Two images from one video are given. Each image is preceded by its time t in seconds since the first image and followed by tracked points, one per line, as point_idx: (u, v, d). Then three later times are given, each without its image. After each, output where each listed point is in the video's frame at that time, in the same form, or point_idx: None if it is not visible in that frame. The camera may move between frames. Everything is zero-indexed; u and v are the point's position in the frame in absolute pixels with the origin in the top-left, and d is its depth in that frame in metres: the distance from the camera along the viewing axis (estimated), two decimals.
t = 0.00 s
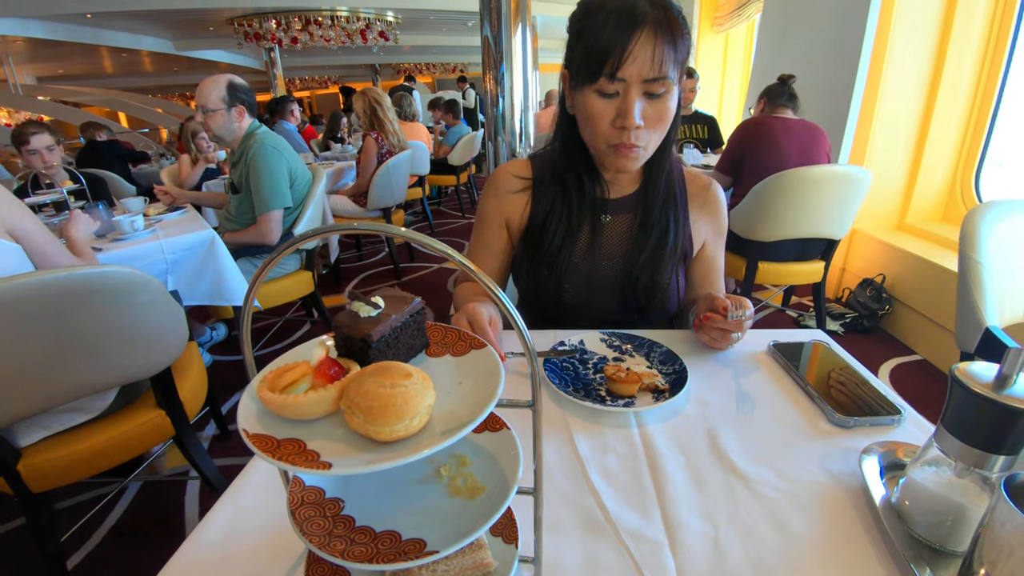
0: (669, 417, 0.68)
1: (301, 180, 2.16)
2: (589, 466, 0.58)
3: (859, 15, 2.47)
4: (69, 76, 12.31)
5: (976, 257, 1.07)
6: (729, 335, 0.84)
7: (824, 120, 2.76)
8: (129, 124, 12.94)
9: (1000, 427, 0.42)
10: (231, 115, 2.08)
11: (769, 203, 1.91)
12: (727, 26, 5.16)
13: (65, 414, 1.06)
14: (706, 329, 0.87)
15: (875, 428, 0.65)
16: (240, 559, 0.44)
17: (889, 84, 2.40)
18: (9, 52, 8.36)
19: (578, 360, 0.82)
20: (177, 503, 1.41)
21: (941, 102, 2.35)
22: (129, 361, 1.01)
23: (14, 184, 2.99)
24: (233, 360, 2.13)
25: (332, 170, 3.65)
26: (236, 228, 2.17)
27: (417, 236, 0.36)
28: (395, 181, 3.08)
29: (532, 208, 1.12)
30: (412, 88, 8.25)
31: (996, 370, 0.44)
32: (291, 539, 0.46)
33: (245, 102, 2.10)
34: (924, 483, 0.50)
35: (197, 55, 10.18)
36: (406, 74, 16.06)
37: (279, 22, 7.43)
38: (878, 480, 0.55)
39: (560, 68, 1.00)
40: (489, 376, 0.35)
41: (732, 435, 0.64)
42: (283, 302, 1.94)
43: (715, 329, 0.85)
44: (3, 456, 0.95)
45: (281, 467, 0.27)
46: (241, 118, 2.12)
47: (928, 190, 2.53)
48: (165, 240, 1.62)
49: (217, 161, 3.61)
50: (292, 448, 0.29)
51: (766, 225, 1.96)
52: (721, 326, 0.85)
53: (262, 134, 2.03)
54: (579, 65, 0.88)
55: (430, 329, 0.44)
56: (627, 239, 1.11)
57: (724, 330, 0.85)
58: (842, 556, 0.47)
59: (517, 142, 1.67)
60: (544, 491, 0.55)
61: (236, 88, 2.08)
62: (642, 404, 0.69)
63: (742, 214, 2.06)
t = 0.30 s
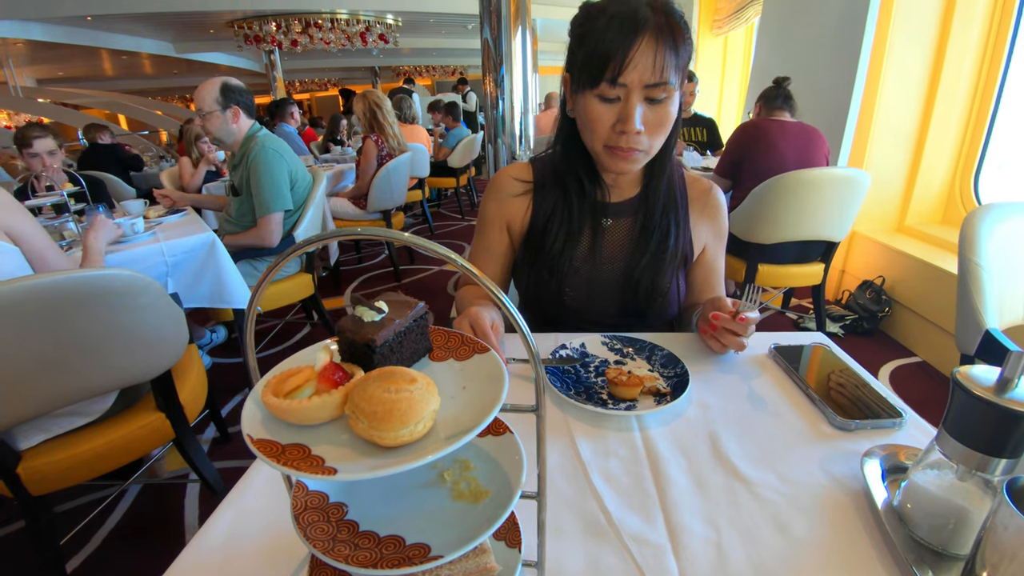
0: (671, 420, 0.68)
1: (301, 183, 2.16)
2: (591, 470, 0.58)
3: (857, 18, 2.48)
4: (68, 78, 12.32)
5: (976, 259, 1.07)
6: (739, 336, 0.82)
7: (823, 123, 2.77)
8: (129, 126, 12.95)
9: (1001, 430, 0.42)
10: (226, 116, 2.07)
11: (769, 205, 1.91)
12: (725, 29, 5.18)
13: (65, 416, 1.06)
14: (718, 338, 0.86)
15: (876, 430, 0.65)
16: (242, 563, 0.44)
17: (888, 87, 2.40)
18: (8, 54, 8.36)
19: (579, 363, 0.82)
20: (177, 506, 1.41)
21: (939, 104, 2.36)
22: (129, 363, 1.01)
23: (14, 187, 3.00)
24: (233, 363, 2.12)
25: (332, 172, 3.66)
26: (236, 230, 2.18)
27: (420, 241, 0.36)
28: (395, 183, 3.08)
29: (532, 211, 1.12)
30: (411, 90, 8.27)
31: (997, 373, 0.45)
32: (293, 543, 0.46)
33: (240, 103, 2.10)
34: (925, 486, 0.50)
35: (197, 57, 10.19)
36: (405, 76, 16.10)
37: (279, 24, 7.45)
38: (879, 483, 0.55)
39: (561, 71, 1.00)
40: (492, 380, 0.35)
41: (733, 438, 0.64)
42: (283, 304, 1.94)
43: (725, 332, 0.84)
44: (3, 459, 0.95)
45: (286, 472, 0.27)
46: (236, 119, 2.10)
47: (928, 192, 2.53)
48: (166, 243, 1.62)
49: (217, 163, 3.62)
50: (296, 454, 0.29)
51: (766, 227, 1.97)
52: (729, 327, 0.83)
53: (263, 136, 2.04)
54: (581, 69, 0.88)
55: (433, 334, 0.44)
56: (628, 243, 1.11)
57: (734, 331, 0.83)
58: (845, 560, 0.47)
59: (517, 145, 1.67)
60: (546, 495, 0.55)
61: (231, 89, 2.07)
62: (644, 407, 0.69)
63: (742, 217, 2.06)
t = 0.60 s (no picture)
0: (669, 420, 0.68)
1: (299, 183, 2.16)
2: (588, 469, 0.58)
3: (855, 18, 2.49)
4: (66, 79, 12.30)
5: (974, 258, 1.07)
6: (740, 334, 0.83)
7: (821, 123, 2.77)
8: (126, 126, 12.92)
9: (999, 429, 0.42)
10: (218, 114, 2.06)
11: (767, 205, 1.91)
12: (724, 29, 5.18)
13: (62, 417, 1.05)
14: (717, 335, 0.85)
15: (874, 430, 0.65)
16: (236, 564, 0.44)
17: (886, 87, 2.41)
18: (5, 54, 8.34)
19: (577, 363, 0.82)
20: (174, 507, 1.41)
21: (937, 104, 2.36)
22: (126, 364, 1.00)
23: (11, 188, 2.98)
24: (230, 363, 2.12)
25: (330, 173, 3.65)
26: (234, 231, 2.17)
27: (415, 239, 0.36)
28: (393, 183, 3.08)
29: (531, 211, 1.12)
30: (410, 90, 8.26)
31: (995, 372, 0.44)
32: (288, 543, 0.46)
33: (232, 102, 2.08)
34: (924, 485, 0.50)
35: (195, 58, 10.18)
36: (404, 76, 16.08)
37: (278, 24, 7.44)
38: (878, 482, 0.55)
39: (563, 70, 0.99)
40: (487, 379, 0.35)
41: (732, 437, 0.64)
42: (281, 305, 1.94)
43: (727, 330, 0.84)
44: None
45: (279, 471, 0.26)
46: (228, 117, 2.08)
47: (926, 192, 2.53)
48: (163, 243, 1.61)
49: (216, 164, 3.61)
50: (288, 453, 0.29)
51: (764, 227, 1.97)
52: (730, 325, 0.83)
53: (261, 137, 2.03)
54: (584, 68, 0.88)
55: (428, 333, 0.44)
56: (627, 243, 1.11)
57: (735, 330, 0.83)
58: (843, 559, 0.47)
59: (515, 145, 1.67)
60: (543, 495, 0.54)
61: (223, 88, 2.05)
62: (641, 406, 0.69)
63: (740, 217, 2.06)
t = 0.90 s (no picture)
0: (670, 421, 0.68)
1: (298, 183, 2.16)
2: (589, 470, 0.58)
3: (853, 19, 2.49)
4: (64, 78, 12.28)
5: (973, 259, 1.07)
6: (741, 335, 0.83)
7: (820, 123, 2.78)
8: (125, 125, 12.90)
9: (1000, 430, 0.42)
10: (215, 113, 2.05)
11: (767, 205, 1.91)
12: (723, 29, 5.19)
13: (61, 418, 1.05)
14: (718, 337, 0.86)
15: (875, 431, 0.65)
16: (238, 565, 0.44)
17: (886, 87, 2.41)
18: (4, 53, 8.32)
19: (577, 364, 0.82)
20: (174, 507, 1.41)
21: (936, 105, 2.37)
22: (127, 364, 1.00)
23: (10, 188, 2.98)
24: (230, 364, 2.12)
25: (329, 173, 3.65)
26: (233, 231, 2.17)
27: (418, 242, 0.36)
28: (393, 184, 3.08)
29: (533, 211, 1.12)
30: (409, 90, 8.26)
31: (995, 373, 0.45)
32: (289, 544, 0.46)
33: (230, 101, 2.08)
34: (924, 486, 0.50)
35: (194, 58, 10.17)
36: (403, 76, 16.08)
37: (277, 24, 7.44)
38: (878, 483, 0.55)
39: (572, 69, 0.99)
40: (490, 381, 0.35)
41: (732, 438, 0.64)
42: (281, 305, 1.93)
43: (728, 332, 0.84)
44: None
45: (282, 475, 0.26)
46: (225, 116, 2.07)
47: (926, 192, 2.53)
48: (162, 243, 1.61)
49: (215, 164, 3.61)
50: (292, 457, 0.29)
51: (764, 227, 1.97)
52: (730, 327, 0.84)
53: (260, 137, 2.03)
54: (595, 69, 0.88)
55: (430, 335, 0.44)
56: (629, 244, 1.11)
57: (735, 331, 0.83)
58: (844, 561, 0.47)
59: (514, 145, 1.67)
60: (544, 496, 0.55)
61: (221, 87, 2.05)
62: (642, 407, 0.69)
63: (740, 217, 2.07)
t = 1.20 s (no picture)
0: (665, 418, 0.68)
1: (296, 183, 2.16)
2: (584, 467, 0.58)
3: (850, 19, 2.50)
4: (63, 78, 12.26)
5: (969, 257, 1.08)
6: (735, 333, 0.83)
7: (817, 123, 2.78)
8: (124, 125, 12.89)
9: (990, 425, 0.43)
10: (212, 112, 2.05)
11: (765, 204, 1.92)
12: (721, 29, 5.20)
13: (58, 418, 1.05)
14: (713, 335, 0.86)
15: (868, 427, 0.66)
16: (234, 562, 0.44)
17: (883, 87, 2.42)
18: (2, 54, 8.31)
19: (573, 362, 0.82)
20: (172, 507, 1.41)
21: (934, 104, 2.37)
22: (126, 364, 1.01)
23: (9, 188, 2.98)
24: (228, 364, 2.12)
25: (328, 173, 3.65)
26: (232, 231, 2.17)
27: (412, 239, 0.36)
28: (391, 184, 3.08)
29: (531, 210, 1.12)
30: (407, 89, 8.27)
31: (986, 369, 0.45)
32: (284, 541, 0.46)
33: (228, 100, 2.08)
34: (916, 482, 0.50)
35: (192, 58, 10.17)
36: (402, 76, 16.08)
37: (275, 24, 7.45)
38: (871, 479, 0.55)
39: (573, 67, 0.99)
40: (483, 376, 0.35)
41: (727, 435, 0.64)
42: (279, 305, 1.93)
43: (723, 330, 0.84)
44: None
45: (275, 468, 0.27)
46: (223, 115, 2.07)
47: (923, 191, 2.54)
48: (160, 243, 1.61)
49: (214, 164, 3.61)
50: (285, 450, 0.29)
51: (761, 226, 1.98)
52: (725, 326, 0.84)
53: (258, 136, 2.03)
54: (598, 67, 0.88)
55: (425, 331, 0.44)
56: (626, 243, 1.11)
57: (729, 329, 0.84)
58: (836, 556, 0.48)
59: (513, 145, 1.67)
60: (538, 492, 0.55)
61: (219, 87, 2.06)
62: (637, 405, 0.69)
63: (738, 216, 2.07)
